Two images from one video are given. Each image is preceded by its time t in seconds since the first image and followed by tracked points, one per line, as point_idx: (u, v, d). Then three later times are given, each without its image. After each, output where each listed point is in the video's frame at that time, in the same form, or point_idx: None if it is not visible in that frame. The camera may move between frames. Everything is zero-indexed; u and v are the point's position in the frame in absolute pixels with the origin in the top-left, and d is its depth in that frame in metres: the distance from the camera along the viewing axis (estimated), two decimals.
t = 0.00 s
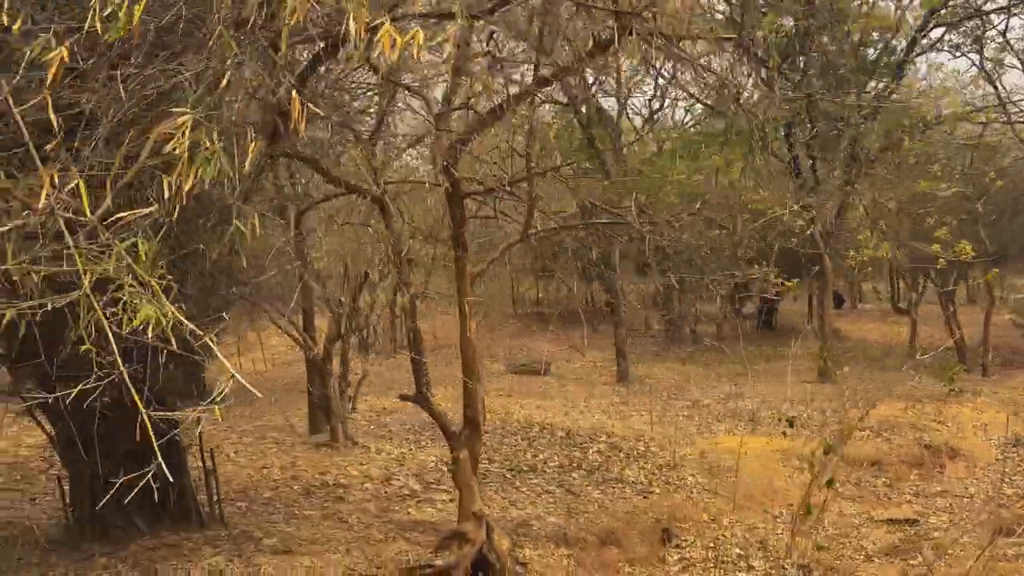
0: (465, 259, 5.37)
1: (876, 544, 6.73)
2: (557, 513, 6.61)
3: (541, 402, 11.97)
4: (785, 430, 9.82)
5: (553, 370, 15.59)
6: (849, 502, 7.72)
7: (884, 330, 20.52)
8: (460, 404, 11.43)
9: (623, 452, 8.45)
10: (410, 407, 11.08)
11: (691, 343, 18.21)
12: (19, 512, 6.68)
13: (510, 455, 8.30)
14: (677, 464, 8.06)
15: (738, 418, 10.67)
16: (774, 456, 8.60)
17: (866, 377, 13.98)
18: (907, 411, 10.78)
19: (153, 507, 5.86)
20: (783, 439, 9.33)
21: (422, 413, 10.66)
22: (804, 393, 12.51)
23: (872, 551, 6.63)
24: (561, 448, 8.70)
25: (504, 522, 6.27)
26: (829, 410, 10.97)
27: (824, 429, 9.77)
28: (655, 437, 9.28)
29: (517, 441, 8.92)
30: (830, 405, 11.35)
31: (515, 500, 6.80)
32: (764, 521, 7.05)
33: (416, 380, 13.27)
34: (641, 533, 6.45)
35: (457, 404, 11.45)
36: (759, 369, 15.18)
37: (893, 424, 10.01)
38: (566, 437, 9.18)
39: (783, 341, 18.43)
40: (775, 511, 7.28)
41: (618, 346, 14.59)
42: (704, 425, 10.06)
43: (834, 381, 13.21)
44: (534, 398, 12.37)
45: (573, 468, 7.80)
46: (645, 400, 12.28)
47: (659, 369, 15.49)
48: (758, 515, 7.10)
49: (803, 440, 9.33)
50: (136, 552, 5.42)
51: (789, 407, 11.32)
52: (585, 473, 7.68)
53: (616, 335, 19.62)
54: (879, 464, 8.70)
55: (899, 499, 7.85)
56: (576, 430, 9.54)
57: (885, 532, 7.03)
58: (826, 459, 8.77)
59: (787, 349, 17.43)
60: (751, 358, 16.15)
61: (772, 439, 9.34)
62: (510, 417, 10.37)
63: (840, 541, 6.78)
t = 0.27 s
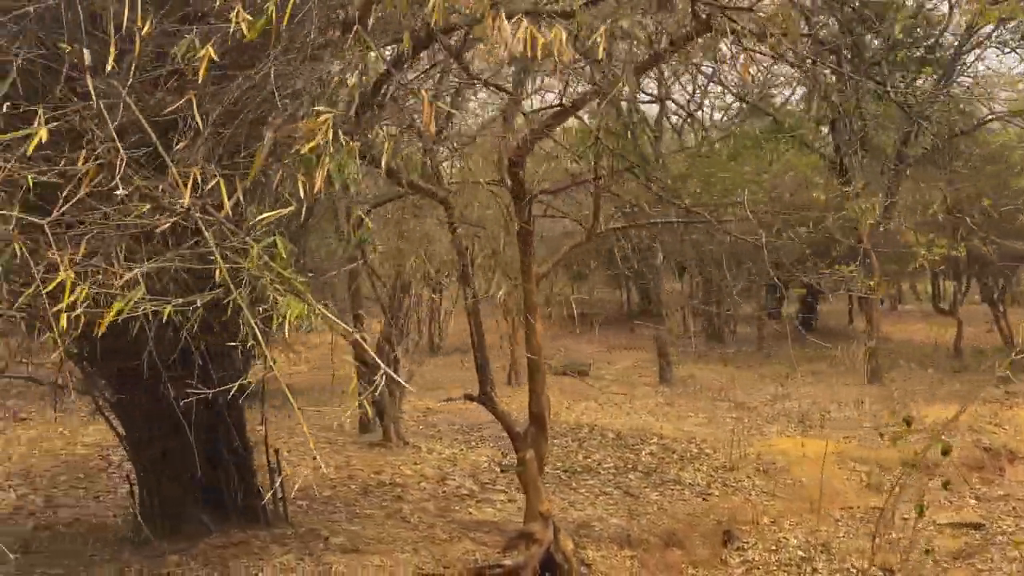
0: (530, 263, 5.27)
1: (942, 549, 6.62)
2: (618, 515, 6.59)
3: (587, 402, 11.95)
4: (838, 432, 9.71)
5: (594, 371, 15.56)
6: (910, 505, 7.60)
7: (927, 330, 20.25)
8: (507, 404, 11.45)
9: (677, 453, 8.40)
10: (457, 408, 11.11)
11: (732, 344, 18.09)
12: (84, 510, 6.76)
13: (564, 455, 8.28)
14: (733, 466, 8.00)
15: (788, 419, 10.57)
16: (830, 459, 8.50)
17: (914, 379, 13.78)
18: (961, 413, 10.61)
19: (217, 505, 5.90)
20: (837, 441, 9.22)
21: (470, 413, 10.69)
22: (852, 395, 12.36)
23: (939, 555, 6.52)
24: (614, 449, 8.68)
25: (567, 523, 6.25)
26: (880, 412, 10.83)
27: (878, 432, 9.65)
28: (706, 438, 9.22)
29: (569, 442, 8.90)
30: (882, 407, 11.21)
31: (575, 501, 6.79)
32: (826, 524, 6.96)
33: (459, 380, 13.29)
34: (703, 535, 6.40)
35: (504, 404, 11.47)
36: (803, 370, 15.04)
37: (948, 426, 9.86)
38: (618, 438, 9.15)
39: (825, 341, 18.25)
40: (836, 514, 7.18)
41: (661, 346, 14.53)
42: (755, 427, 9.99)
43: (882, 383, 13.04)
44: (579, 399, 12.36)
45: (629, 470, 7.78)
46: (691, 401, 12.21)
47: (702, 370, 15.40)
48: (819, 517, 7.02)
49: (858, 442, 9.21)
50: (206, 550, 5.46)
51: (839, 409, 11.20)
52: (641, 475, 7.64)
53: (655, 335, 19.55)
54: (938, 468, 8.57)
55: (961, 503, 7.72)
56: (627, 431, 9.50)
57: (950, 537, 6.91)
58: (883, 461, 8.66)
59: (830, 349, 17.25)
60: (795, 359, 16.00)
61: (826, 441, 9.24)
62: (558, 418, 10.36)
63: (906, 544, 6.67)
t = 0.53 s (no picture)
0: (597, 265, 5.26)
1: (1005, 551, 6.53)
2: (676, 516, 6.57)
3: (629, 403, 11.93)
4: (888, 433, 9.61)
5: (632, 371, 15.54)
6: (967, 505, 7.50)
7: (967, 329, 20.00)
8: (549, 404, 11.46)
9: (727, 455, 8.36)
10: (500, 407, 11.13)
11: (769, 344, 17.98)
12: (147, 508, 6.88)
13: (614, 456, 8.28)
14: (785, 468, 7.95)
15: (834, 420, 10.48)
16: (882, 460, 8.42)
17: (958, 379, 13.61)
18: (1013, 414, 10.46)
19: (280, 502, 5.92)
20: (888, 443, 9.13)
21: (514, 414, 10.71)
22: (898, 396, 12.24)
23: (1001, 558, 6.43)
24: (663, 450, 8.65)
25: (625, 524, 6.24)
26: (929, 413, 10.71)
27: (929, 433, 9.54)
28: (755, 439, 9.17)
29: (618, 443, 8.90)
30: (929, 408, 11.09)
31: (631, 503, 6.78)
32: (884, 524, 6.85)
33: (501, 381, 13.32)
34: (762, 536, 6.35)
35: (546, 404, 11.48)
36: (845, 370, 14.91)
37: (1001, 427, 9.73)
38: (666, 439, 9.12)
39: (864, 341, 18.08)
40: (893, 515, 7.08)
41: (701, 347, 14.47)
42: (801, 428, 9.92)
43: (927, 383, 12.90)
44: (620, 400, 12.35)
45: (681, 471, 7.77)
46: (734, 401, 12.15)
47: (741, 370, 15.32)
48: (877, 519, 6.88)
49: (909, 444, 9.12)
50: (271, 548, 5.53)
51: (886, 410, 11.09)
52: (693, 476, 7.62)
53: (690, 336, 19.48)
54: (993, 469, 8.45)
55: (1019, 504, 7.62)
56: (674, 432, 9.47)
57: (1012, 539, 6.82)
58: (937, 462, 8.55)
59: (870, 350, 17.09)
60: (836, 359, 15.86)
61: (876, 442, 9.15)
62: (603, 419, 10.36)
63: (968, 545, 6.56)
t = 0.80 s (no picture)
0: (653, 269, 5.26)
1: None
2: (726, 519, 6.56)
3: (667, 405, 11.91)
4: (932, 436, 9.53)
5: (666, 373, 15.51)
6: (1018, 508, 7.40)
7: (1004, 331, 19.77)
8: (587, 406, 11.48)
9: (772, 457, 8.32)
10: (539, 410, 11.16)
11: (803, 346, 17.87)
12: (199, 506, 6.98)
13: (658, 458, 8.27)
14: (832, 470, 7.90)
15: (876, 422, 10.40)
16: (929, 463, 8.34)
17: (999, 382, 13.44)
18: None
19: (333, 503, 5.96)
20: (934, 446, 9.05)
21: (554, 416, 10.73)
22: (938, 398, 12.12)
23: None
24: (706, 452, 8.62)
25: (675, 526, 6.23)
26: (972, 416, 10.60)
27: (974, 436, 9.45)
28: (797, 442, 9.12)
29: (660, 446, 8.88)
30: (972, 411, 10.98)
31: (680, 506, 6.77)
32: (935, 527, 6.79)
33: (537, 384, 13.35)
34: (813, 539, 6.31)
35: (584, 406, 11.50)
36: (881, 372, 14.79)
37: None
38: (708, 441, 9.09)
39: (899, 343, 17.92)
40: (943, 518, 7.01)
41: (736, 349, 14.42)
42: (844, 430, 9.86)
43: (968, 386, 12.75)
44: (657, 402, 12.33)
45: (727, 474, 7.75)
46: (772, 404, 12.09)
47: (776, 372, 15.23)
48: (928, 522, 6.81)
49: (955, 447, 9.03)
50: (326, 547, 5.57)
51: (928, 413, 10.99)
52: (740, 479, 7.60)
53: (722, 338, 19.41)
54: None
55: None
56: (716, 434, 9.44)
57: None
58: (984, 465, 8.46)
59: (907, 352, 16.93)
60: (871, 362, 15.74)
61: (922, 445, 9.07)
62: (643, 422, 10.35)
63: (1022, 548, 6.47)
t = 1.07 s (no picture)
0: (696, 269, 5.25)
1: None
2: (765, 520, 6.52)
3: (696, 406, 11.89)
4: (968, 438, 9.44)
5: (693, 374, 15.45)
6: None
7: None
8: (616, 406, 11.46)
9: (807, 459, 8.27)
10: (568, 410, 11.15)
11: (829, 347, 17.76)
12: (238, 505, 7.01)
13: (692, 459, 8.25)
14: (868, 472, 7.84)
15: (909, 423, 10.33)
16: (965, 464, 8.26)
17: None
18: None
19: (372, 505, 6.00)
20: (969, 447, 8.96)
21: (583, 416, 10.73)
22: (971, 400, 12.00)
23: None
24: (740, 453, 8.59)
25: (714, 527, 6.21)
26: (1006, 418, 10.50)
27: (1010, 438, 9.35)
28: (831, 443, 9.07)
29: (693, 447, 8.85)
30: (1006, 413, 10.87)
31: (717, 507, 6.74)
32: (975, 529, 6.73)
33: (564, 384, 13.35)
34: (853, 541, 6.26)
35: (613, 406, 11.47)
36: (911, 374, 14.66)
37: None
38: (741, 442, 9.06)
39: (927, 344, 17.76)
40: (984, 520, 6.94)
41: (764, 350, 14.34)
42: (877, 431, 9.79)
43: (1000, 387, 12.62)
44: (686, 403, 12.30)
45: (763, 475, 7.71)
46: (802, 405, 12.03)
47: (803, 373, 15.15)
48: (968, 525, 6.75)
49: (992, 448, 8.93)
50: (368, 547, 5.59)
51: (961, 414, 10.89)
52: (776, 480, 7.56)
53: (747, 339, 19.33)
54: None
55: None
56: (748, 435, 9.40)
57: None
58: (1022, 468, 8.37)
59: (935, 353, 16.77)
60: (900, 363, 15.61)
61: (957, 446, 8.99)
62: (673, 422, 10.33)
63: None
